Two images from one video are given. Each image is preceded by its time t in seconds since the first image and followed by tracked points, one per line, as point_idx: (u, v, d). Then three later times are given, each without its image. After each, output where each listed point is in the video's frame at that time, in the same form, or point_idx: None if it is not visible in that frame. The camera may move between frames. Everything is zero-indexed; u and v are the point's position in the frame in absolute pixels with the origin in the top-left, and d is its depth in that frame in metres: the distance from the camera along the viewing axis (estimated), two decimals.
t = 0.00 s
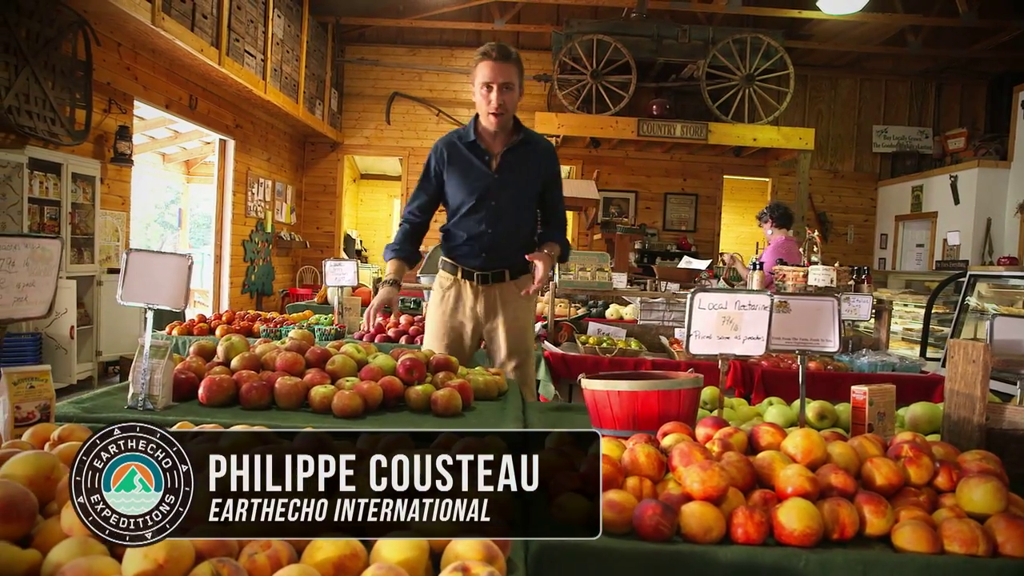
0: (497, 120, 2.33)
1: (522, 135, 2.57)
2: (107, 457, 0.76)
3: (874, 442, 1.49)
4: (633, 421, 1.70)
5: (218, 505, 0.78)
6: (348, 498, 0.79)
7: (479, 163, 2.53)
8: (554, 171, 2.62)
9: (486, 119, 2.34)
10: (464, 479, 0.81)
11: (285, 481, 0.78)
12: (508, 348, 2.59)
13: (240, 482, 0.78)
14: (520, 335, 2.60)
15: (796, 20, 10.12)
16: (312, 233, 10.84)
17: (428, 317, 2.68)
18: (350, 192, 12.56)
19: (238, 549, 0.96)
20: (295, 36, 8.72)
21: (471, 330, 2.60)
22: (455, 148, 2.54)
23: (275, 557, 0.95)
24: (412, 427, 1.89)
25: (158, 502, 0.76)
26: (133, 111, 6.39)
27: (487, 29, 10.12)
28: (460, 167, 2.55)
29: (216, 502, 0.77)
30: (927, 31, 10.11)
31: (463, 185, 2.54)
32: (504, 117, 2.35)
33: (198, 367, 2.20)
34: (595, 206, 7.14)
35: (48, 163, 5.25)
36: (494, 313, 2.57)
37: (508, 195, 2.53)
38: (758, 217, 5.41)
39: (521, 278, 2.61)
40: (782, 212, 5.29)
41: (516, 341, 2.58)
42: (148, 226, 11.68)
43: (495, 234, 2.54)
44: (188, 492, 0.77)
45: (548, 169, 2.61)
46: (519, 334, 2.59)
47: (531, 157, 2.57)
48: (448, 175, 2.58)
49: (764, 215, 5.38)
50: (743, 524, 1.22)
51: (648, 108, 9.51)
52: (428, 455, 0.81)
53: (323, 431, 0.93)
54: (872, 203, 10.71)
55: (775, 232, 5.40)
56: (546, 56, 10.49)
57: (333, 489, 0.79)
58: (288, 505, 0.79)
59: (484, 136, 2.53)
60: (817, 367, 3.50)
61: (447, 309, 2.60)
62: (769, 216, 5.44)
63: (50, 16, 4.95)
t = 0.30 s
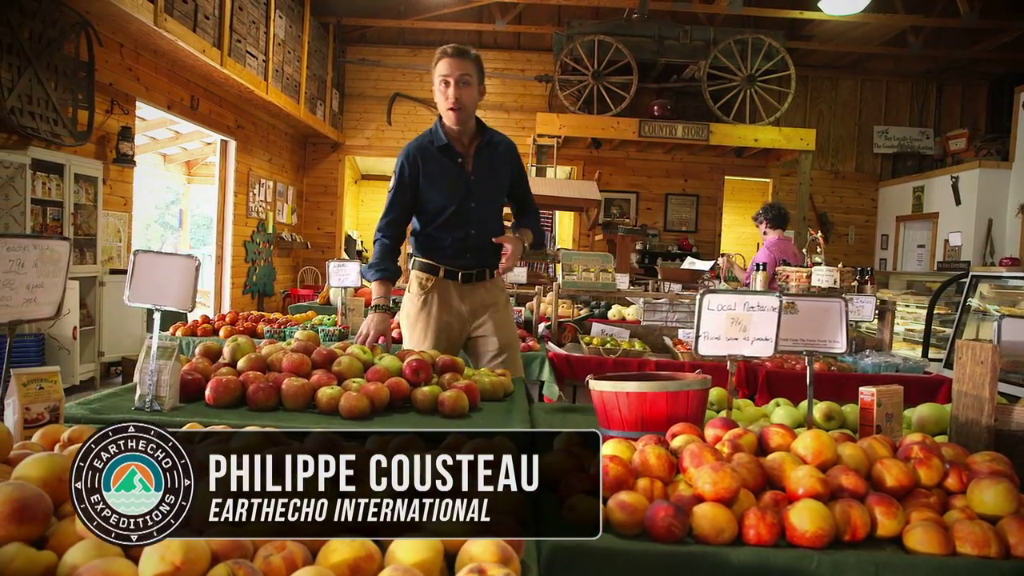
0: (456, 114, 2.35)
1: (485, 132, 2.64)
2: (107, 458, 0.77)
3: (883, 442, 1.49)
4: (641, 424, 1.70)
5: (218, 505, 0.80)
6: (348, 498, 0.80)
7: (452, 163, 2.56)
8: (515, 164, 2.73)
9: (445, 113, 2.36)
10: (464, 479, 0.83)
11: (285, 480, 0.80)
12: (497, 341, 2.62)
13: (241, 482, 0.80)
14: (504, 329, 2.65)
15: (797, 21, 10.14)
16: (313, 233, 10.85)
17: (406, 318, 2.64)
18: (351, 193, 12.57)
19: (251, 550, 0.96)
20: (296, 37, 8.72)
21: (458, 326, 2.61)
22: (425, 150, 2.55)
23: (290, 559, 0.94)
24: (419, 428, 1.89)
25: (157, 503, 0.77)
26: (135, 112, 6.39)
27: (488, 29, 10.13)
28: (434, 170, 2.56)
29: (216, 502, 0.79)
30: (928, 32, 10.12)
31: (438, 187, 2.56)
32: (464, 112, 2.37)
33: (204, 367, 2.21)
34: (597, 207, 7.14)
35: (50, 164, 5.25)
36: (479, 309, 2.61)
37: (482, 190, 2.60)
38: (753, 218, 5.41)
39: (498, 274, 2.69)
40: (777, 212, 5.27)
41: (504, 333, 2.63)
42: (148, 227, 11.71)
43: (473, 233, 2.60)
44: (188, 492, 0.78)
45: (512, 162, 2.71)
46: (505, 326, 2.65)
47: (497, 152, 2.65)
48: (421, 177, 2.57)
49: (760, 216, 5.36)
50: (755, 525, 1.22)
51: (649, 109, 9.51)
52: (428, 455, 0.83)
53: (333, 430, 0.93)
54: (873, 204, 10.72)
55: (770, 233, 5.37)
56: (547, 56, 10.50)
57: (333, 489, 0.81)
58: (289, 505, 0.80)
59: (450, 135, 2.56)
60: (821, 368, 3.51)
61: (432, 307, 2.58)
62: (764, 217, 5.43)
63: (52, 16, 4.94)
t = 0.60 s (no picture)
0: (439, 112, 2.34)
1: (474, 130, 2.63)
2: (107, 458, 0.78)
3: (892, 444, 1.49)
4: (650, 425, 1.70)
5: (218, 505, 0.79)
6: (348, 498, 0.80)
7: (439, 163, 2.56)
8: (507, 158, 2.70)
9: (427, 112, 2.36)
10: (464, 479, 0.82)
11: (285, 480, 0.79)
12: (486, 349, 2.66)
13: (240, 482, 0.79)
14: (493, 336, 2.69)
15: (798, 22, 10.15)
16: (313, 234, 10.85)
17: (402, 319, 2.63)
18: (351, 194, 12.56)
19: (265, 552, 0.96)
20: (297, 38, 8.72)
21: (451, 331, 2.61)
22: (413, 152, 2.57)
23: (305, 561, 0.94)
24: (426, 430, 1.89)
25: (157, 503, 0.78)
26: (137, 113, 6.39)
27: (489, 30, 10.14)
28: (422, 171, 2.58)
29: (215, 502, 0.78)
30: (930, 33, 10.13)
31: (427, 188, 2.57)
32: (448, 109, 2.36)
33: (211, 369, 2.21)
34: (598, 208, 7.14)
35: (53, 166, 5.25)
36: (475, 308, 2.63)
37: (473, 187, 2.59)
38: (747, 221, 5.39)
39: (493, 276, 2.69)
40: (771, 213, 5.24)
41: (492, 342, 2.67)
42: (148, 228, 11.72)
43: (467, 231, 2.59)
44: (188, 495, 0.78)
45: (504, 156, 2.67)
46: (494, 335, 2.68)
47: (487, 147, 2.63)
48: (411, 181, 2.59)
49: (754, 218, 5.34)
50: (766, 527, 1.22)
51: (651, 110, 9.52)
52: (428, 456, 0.82)
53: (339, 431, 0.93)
54: (874, 205, 10.72)
55: (765, 234, 5.35)
56: (548, 57, 10.50)
57: (333, 490, 0.80)
58: (288, 504, 0.80)
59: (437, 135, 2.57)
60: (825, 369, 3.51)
61: (428, 309, 2.57)
62: (758, 219, 5.41)
63: (55, 18, 4.94)
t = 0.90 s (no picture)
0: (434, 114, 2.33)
1: (473, 132, 2.61)
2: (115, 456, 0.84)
3: (901, 445, 1.50)
4: (657, 426, 1.70)
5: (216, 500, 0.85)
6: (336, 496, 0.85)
7: (431, 165, 2.58)
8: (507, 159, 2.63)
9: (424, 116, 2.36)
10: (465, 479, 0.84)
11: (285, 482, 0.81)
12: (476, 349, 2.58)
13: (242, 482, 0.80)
14: (487, 336, 2.60)
15: (799, 23, 10.17)
16: (314, 235, 10.85)
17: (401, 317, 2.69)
18: (352, 195, 12.55)
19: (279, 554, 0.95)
20: (299, 39, 8.72)
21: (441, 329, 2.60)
22: (407, 155, 2.61)
23: (319, 562, 0.93)
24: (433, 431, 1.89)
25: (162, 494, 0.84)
26: (138, 113, 6.38)
27: (490, 31, 10.14)
28: (414, 173, 2.61)
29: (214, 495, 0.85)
30: (931, 34, 10.15)
31: (418, 189, 2.59)
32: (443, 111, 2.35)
33: (217, 370, 2.21)
34: (599, 209, 7.14)
35: (55, 166, 5.25)
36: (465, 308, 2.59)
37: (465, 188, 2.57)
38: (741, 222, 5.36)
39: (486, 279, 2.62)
40: (764, 214, 5.24)
41: (484, 342, 2.58)
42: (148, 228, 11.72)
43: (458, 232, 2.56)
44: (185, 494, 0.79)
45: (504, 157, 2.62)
46: (487, 336, 2.59)
47: (484, 148, 2.60)
48: (405, 183, 2.64)
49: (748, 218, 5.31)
50: (777, 528, 1.22)
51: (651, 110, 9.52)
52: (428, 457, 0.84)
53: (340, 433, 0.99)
54: (875, 206, 10.72)
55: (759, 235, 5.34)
56: (549, 57, 10.51)
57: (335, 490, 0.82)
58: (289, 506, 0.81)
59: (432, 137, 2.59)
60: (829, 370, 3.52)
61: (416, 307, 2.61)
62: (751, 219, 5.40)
63: (57, 19, 4.93)
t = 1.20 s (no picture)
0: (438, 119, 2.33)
1: (477, 134, 2.59)
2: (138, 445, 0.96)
3: (908, 446, 1.50)
4: (664, 426, 1.70)
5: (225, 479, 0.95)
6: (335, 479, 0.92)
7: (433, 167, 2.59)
8: (511, 161, 2.58)
9: (429, 120, 2.37)
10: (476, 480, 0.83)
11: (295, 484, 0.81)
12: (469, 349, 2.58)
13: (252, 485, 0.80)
14: (482, 336, 2.59)
15: (800, 23, 10.18)
16: (314, 235, 10.85)
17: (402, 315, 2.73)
18: (353, 195, 12.55)
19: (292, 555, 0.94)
20: (300, 40, 8.73)
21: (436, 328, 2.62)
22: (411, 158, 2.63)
23: (331, 563, 0.92)
24: (439, 431, 1.89)
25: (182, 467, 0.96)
26: (140, 113, 6.37)
27: (491, 31, 10.15)
28: (417, 174, 2.63)
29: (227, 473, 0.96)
30: (931, 35, 10.17)
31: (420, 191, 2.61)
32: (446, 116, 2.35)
33: (222, 371, 2.21)
34: (600, 210, 7.14)
35: (58, 167, 5.25)
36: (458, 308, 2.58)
37: (465, 190, 2.54)
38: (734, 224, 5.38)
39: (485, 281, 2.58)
40: (755, 215, 5.26)
41: (477, 344, 2.58)
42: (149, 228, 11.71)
43: (456, 233, 2.55)
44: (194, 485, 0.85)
45: (508, 161, 2.58)
46: (480, 337, 2.58)
47: (488, 150, 2.57)
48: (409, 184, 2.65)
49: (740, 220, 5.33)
50: (787, 529, 1.23)
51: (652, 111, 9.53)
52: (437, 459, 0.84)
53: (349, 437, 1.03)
54: (875, 206, 10.72)
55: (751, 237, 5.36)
56: (550, 57, 10.51)
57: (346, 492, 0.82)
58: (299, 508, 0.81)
59: (437, 139, 2.59)
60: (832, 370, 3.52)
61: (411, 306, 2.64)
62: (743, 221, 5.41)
63: (59, 19, 4.93)
